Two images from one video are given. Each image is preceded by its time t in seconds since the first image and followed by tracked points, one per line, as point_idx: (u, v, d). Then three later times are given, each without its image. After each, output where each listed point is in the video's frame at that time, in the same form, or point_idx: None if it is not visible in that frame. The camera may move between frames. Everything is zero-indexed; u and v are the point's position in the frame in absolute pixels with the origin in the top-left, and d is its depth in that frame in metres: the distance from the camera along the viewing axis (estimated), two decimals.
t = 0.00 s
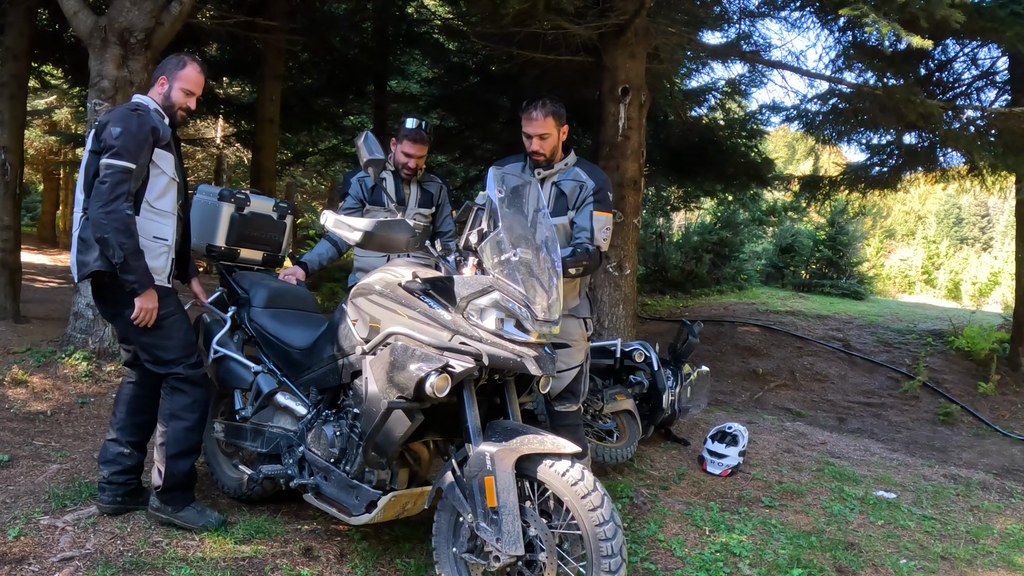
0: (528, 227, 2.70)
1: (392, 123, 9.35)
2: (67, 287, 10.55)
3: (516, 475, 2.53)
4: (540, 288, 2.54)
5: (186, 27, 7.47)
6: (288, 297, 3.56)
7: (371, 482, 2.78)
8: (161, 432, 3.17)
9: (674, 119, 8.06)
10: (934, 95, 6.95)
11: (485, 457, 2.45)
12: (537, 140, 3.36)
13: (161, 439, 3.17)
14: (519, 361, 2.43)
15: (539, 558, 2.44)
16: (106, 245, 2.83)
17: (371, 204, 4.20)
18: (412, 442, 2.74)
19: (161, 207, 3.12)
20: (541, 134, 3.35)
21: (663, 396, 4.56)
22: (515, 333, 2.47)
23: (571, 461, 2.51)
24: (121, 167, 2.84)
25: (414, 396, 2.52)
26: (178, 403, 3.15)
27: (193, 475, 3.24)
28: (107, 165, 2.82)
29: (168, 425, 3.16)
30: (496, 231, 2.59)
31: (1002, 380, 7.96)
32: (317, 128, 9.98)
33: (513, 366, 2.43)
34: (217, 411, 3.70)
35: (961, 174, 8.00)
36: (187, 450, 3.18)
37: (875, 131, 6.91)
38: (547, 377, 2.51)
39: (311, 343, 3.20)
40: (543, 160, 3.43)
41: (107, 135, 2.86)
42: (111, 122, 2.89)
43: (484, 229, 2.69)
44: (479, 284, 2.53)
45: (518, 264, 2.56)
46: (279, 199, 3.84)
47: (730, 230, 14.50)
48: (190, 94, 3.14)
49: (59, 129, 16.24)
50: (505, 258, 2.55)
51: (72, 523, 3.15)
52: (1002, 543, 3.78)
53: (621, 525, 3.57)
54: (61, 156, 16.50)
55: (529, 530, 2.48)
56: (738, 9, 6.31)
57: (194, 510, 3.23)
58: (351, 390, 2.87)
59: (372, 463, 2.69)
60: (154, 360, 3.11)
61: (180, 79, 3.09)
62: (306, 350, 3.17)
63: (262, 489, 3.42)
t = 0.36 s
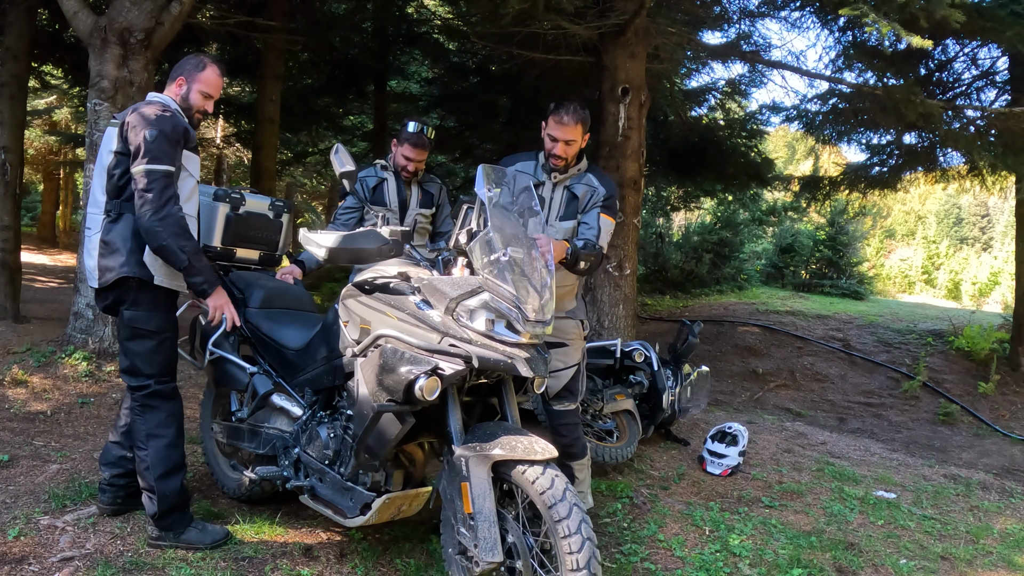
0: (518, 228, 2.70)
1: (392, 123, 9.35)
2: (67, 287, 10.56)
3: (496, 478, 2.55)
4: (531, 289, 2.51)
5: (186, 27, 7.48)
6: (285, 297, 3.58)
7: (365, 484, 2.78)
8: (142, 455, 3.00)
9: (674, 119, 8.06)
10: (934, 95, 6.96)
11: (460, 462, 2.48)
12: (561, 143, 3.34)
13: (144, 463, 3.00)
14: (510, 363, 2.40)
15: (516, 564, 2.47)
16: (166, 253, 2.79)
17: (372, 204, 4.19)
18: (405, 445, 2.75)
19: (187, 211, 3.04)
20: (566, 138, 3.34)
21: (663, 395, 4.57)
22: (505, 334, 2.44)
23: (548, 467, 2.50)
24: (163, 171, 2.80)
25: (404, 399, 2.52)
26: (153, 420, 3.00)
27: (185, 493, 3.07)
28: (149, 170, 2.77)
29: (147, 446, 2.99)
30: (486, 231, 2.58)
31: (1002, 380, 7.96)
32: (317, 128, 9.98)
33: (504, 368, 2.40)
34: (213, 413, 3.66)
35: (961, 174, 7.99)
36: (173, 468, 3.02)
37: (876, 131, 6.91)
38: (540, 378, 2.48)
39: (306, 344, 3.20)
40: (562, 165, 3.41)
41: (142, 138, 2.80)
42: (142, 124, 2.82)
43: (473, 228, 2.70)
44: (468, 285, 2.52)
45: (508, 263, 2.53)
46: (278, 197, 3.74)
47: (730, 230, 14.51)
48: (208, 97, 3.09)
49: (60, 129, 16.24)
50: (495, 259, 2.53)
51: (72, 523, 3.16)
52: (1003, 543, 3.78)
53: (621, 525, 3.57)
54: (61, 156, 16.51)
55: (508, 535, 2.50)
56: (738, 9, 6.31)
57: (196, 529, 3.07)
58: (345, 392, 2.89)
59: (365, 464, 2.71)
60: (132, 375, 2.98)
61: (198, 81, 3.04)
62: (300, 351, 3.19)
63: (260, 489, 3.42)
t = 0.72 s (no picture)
0: (501, 229, 2.75)
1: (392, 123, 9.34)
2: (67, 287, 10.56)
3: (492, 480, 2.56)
4: (518, 289, 2.54)
5: (186, 27, 7.48)
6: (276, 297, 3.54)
7: (361, 487, 2.77)
8: (143, 461, 2.99)
9: (674, 119, 8.06)
10: (934, 95, 6.95)
11: (456, 466, 2.47)
12: (579, 135, 3.38)
13: (145, 469, 2.99)
14: (500, 365, 2.41)
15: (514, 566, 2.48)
16: (228, 266, 2.84)
17: (368, 203, 4.20)
18: (399, 447, 2.73)
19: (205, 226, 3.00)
20: (583, 131, 3.39)
21: (663, 396, 4.57)
22: (494, 336, 2.45)
23: (544, 469, 2.50)
24: (208, 186, 2.82)
25: (394, 405, 2.51)
26: (155, 426, 3.00)
27: (185, 498, 3.07)
28: (194, 189, 2.78)
29: (149, 452, 2.99)
30: (471, 231, 2.63)
31: (1001, 381, 7.96)
32: (317, 128, 9.98)
33: (494, 371, 2.41)
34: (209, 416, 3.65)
35: (961, 174, 7.99)
36: (174, 474, 3.01)
37: (876, 131, 6.91)
38: (531, 378, 2.49)
39: (297, 345, 3.20)
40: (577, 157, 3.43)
41: (183, 154, 2.78)
42: (182, 138, 2.80)
43: (458, 229, 2.76)
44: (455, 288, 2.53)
45: (494, 264, 2.58)
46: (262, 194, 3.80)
47: (730, 230, 14.52)
48: (234, 109, 3.07)
49: (60, 129, 16.23)
50: (482, 259, 2.57)
51: (72, 523, 3.16)
52: (1003, 543, 3.78)
53: (621, 525, 3.57)
54: (61, 156, 16.51)
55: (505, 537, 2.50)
56: (738, 9, 6.31)
57: (196, 531, 3.07)
58: (337, 394, 2.90)
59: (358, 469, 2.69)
60: (135, 381, 2.97)
61: (227, 92, 3.01)
62: (292, 352, 3.19)
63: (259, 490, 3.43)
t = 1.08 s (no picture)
0: (494, 229, 2.77)
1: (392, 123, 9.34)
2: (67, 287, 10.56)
3: (487, 483, 2.56)
4: (509, 289, 2.54)
5: (186, 27, 7.47)
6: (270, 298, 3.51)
7: (357, 488, 2.77)
8: (145, 460, 3.00)
9: (674, 119, 8.07)
10: (934, 95, 6.95)
11: (452, 469, 2.48)
12: (577, 134, 3.38)
13: (145, 468, 3.00)
14: (493, 367, 2.40)
15: (511, 568, 2.48)
16: (219, 275, 2.85)
17: (362, 203, 4.19)
18: (395, 449, 2.73)
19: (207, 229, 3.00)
20: (581, 129, 3.38)
21: (663, 396, 4.57)
22: (486, 337, 2.45)
23: (538, 470, 2.51)
24: (204, 194, 2.82)
25: (388, 408, 2.53)
26: (157, 426, 3.00)
27: (185, 497, 3.07)
28: (190, 196, 2.78)
29: (151, 451, 2.99)
30: (461, 231, 2.65)
31: (1002, 380, 7.96)
32: (317, 128, 9.97)
33: (486, 373, 2.40)
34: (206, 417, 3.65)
35: (961, 174, 7.99)
36: (174, 474, 3.01)
37: (875, 131, 6.91)
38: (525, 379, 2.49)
39: (292, 346, 3.20)
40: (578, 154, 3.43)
41: (184, 158, 2.78)
42: (184, 143, 2.79)
43: (448, 229, 2.79)
44: (446, 289, 2.51)
45: (485, 265, 2.58)
46: (255, 192, 3.74)
47: (730, 230, 14.52)
48: (245, 114, 3.07)
49: (59, 129, 16.23)
50: (473, 260, 2.58)
51: (72, 523, 3.16)
52: (1003, 543, 3.78)
53: (621, 525, 3.57)
54: (61, 155, 16.53)
55: (502, 539, 2.50)
56: (738, 9, 6.31)
57: (196, 531, 3.07)
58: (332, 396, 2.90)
59: (355, 472, 2.68)
60: (138, 380, 2.97)
61: (239, 97, 3.02)
62: (287, 354, 3.18)
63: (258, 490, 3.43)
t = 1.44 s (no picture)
0: (494, 228, 2.77)
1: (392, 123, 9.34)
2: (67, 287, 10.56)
3: (487, 483, 2.56)
4: (509, 289, 2.55)
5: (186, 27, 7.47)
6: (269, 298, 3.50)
7: (357, 489, 2.77)
8: (147, 457, 3.00)
9: (674, 119, 8.07)
10: (934, 95, 6.95)
11: (452, 469, 2.48)
12: (567, 131, 3.43)
13: (147, 465, 3.00)
14: (493, 367, 2.40)
15: (511, 568, 2.48)
16: (212, 274, 2.84)
17: (360, 202, 4.25)
18: (394, 450, 2.73)
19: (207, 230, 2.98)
20: (570, 125, 3.42)
21: (663, 395, 4.56)
22: (486, 337, 2.44)
23: (538, 470, 2.51)
24: (199, 192, 2.80)
25: (388, 408, 2.53)
26: (160, 423, 3.00)
27: (187, 496, 3.07)
28: (185, 194, 2.77)
29: (153, 448, 2.99)
30: (461, 231, 2.65)
31: (1001, 380, 7.96)
32: (317, 128, 9.97)
33: (486, 373, 2.40)
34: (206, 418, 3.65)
35: (961, 174, 7.99)
36: (176, 472, 3.01)
37: (875, 131, 6.91)
38: (525, 379, 2.49)
39: (292, 346, 3.20)
40: (574, 152, 3.46)
41: (176, 159, 2.77)
42: (176, 144, 2.79)
43: (447, 229, 2.80)
44: (446, 289, 2.51)
45: (485, 264, 2.59)
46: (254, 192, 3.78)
47: (730, 230, 14.51)
48: (245, 112, 3.07)
49: (59, 129, 16.22)
50: (472, 259, 2.58)
51: (71, 523, 3.15)
52: (1003, 543, 3.78)
53: (621, 526, 3.57)
54: (61, 156, 16.53)
55: (503, 540, 2.51)
56: (738, 8, 6.31)
57: (196, 531, 3.07)
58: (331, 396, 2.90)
59: (354, 472, 2.68)
60: (141, 376, 2.97)
61: (239, 96, 3.01)
62: (287, 354, 3.18)
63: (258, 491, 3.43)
